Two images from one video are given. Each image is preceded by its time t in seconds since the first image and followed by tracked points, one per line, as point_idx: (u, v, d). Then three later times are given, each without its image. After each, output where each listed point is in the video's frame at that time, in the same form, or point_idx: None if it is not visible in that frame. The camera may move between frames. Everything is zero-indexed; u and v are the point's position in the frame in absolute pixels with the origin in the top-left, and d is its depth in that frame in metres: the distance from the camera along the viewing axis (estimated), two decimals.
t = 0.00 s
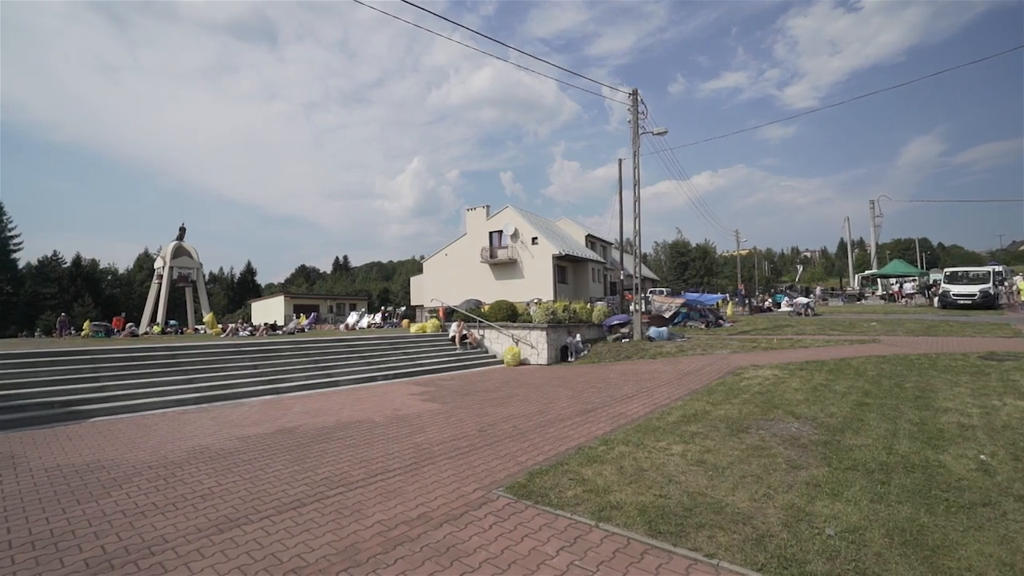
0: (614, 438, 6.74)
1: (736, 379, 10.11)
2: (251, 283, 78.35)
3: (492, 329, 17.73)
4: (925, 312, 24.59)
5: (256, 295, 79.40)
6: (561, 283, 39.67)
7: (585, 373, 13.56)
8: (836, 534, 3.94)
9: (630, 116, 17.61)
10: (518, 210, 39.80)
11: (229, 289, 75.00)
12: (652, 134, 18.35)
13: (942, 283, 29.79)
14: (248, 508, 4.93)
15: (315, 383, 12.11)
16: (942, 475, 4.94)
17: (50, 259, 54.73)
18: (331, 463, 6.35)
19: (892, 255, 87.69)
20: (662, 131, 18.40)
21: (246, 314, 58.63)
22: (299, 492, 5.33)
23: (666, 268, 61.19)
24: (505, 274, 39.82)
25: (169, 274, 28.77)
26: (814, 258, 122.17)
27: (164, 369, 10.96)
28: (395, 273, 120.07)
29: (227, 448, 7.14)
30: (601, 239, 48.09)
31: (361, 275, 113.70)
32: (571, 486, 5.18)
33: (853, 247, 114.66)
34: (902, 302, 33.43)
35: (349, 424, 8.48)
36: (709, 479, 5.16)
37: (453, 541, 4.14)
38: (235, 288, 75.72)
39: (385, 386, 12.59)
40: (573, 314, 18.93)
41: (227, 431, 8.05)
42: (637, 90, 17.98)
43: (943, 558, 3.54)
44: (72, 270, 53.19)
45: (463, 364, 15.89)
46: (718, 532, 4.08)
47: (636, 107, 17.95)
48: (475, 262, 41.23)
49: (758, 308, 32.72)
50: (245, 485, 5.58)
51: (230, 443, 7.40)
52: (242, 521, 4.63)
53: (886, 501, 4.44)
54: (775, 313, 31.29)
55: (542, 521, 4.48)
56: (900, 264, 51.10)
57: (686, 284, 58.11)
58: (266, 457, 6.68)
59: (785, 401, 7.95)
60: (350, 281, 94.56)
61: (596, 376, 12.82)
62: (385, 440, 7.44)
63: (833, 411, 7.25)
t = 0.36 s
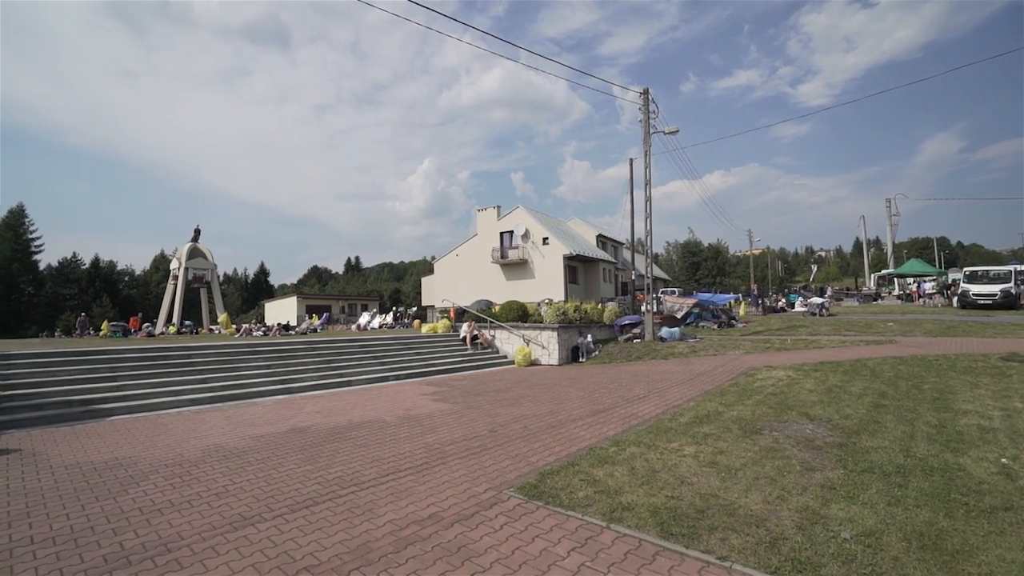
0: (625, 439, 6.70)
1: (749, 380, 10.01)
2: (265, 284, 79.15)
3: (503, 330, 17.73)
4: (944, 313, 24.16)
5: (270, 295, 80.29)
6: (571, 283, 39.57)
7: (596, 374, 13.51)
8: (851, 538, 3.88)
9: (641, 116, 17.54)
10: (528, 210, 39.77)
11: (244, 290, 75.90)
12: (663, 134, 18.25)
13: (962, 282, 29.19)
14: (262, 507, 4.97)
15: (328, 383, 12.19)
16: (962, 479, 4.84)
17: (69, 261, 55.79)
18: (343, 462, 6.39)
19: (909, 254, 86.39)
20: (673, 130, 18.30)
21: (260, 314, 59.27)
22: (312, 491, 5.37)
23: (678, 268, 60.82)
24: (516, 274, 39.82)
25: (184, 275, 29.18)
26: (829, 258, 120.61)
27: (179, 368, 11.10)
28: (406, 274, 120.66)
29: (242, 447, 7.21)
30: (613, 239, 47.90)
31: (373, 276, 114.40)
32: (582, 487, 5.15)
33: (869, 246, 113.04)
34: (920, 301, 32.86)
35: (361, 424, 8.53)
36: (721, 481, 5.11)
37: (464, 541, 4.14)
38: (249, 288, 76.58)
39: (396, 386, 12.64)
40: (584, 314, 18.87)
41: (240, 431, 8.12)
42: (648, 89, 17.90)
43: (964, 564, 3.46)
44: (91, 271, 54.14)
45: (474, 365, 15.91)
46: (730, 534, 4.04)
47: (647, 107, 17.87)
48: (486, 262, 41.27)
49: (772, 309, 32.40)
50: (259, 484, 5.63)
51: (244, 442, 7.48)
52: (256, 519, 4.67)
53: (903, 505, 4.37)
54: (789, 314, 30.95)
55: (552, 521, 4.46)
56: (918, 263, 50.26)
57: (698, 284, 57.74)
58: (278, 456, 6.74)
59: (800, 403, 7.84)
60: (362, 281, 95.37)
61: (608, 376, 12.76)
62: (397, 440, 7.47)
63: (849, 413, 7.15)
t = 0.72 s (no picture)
0: (636, 440, 6.65)
1: (762, 381, 9.90)
2: (277, 284, 79.91)
3: (514, 330, 17.72)
4: (963, 313, 23.73)
5: (283, 296, 81.05)
6: (582, 283, 39.48)
7: (607, 374, 13.44)
8: (867, 542, 3.81)
9: (652, 115, 17.42)
10: (539, 210, 39.71)
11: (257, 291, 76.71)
12: (675, 132, 18.13)
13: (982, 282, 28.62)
14: (275, 505, 4.99)
15: (339, 383, 12.26)
16: (982, 482, 4.74)
17: (87, 262, 56.73)
18: (355, 462, 6.41)
19: (926, 253, 85.09)
20: (685, 129, 18.16)
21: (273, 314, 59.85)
22: (324, 490, 5.39)
23: (690, 267, 60.43)
24: (527, 274, 39.79)
25: (199, 276, 29.52)
26: (846, 257, 118.50)
27: (193, 368, 11.22)
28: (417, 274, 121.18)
29: (255, 446, 7.26)
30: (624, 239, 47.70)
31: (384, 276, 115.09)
32: (593, 488, 5.12)
33: (885, 246, 111.41)
34: (938, 301, 32.30)
35: (372, 424, 8.56)
36: (734, 483, 5.05)
37: (475, 541, 4.13)
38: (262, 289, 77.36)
39: (407, 386, 12.68)
40: (595, 315, 18.79)
41: (253, 430, 8.19)
42: (659, 88, 17.78)
43: (985, 570, 3.39)
44: (108, 272, 54.99)
45: (485, 365, 15.91)
46: (743, 536, 3.98)
47: (658, 106, 17.75)
48: (497, 262, 41.29)
49: (785, 309, 32.07)
50: (272, 483, 5.67)
51: (257, 441, 7.53)
52: (269, 517, 4.70)
53: (921, 509, 4.29)
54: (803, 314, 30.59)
55: (563, 522, 4.43)
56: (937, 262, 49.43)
57: (710, 284, 57.34)
58: (291, 455, 6.78)
59: (814, 404, 7.74)
60: (373, 282, 96.00)
61: (619, 377, 12.68)
62: (407, 439, 7.48)
63: (865, 415, 7.04)
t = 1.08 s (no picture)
0: (647, 440, 6.60)
1: (775, 382, 9.79)
2: (290, 285, 80.62)
3: (524, 330, 17.69)
4: (982, 313, 23.32)
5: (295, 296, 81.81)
6: (593, 283, 39.37)
7: (618, 374, 13.38)
8: (883, 545, 3.74)
9: (663, 115, 17.32)
10: (549, 210, 39.64)
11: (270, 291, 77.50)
12: (686, 131, 18.02)
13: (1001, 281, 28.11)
14: (288, 504, 5.03)
15: (351, 382, 12.32)
16: (1002, 486, 4.63)
17: (105, 263, 57.67)
18: (366, 461, 6.44)
19: (943, 252, 83.87)
20: (696, 128, 18.04)
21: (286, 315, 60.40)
22: (336, 489, 5.42)
23: (701, 267, 60.06)
24: (537, 274, 39.76)
25: (213, 276, 29.86)
26: (861, 257, 116.97)
27: (207, 367, 11.34)
28: (428, 275, 121.60)
29: (268, 445, 7.32)
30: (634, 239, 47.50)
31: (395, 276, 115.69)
32: (604, 489, 5.08)
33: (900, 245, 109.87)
34: (956, 301, 31.77)
35: (383, 423, 8.58)
36: (747, 484, 4.99)
37: (486, 541, 4.11)
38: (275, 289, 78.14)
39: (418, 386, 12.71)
40: (606, 315, 18.71)
41: (266, 429, 8.25)
42: (670, 87, 17.67)
43: None
44: (125, 272, 55.84)
45: (495, 365, 15.90)
46: (756, 539, 3.93)
47: (669, 105, 17.65)
48: (508, 262, 41.29)
49: (798, 309, 31.75)
50: (284, 481, 5.70)
51: (270, 439, 7.59)
52: (281, 515, 4.73)
53: (938, 512, 4.20)
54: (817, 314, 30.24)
55: (574, 522, 4.41)
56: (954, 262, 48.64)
57: (722, 284, 56.94)
58: (302, 454, 6.82)
59: (828, 405, 7.63)
60: (384, 282, 96.55)
61: (629, 377, 12.61)
62: (418, 439, 7.49)
63: (880, 417, 6.92)
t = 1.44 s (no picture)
0: (658, 441, 6.55)
1: (788, 383, 9.67)
2: (301, 285, 81.23)
3: (534, 330, 17.66)
4: (1001, 313, 22.89)
5: (306, 296, 82.47)
6: (603, 283, 39.25)
7: (629, 375, 13.31)
8: (899, 549, 3.67)
9: (673, 113, 17.21)
10: (559, 210, 39.57)
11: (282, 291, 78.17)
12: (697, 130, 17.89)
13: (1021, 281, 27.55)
14: (299, 502, 5.05)
15: (362, 382, 12.38)
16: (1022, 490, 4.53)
17: (121, 263, 58.47)
18: (377, 460, 6.46)
19: (960, 251, 82.44)
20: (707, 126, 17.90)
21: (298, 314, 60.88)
22: (347, 488, 5.44)
23: (713, 267, 59.60)
24: (547, 274, 39.70)
25: (226, 276, 30.16)
26: (876, 256, 115.39)
27: (220, 366, 11.46)
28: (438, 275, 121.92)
29: (280, 443, 7.36)
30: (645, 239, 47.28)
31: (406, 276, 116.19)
32: (614, 489, 5.05)
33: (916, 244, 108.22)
34: (973, 301, 31.22)
35: (394, 423, 8.60)
36: (759, 486, 4.92)
37: (496, 541, 4.10)
38: (287, 289, 78.77)
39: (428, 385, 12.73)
40: (616, 315, 18.59)
41: (278, 428, 8.31)
42: (681, 85, 17.55)
43: None
44: (140, 273, 56.58)
45: (505, 365, 15.89)
46: (769, 541, 3.88)
47: (680, 103, 17.52)
48: (517, 262, 41.28)
49: (811, 309, 31.41)
50: (296, 480, 5.73)
51: (281, 438, 7.64)
52: (294, 513, 4.75)
53: (957, 517, 4.11)
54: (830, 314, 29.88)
55: (584, 523, 4.37)
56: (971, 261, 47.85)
57: (733, 284, 56.50)
58: (314, 453, 6.85)
59: (842, 407, 7.52)
60: (394, 282, 97.00)
61: (640, 378, 12.54)
62: (428, 439, 7.49)
63: (896, 418, 6.81)
